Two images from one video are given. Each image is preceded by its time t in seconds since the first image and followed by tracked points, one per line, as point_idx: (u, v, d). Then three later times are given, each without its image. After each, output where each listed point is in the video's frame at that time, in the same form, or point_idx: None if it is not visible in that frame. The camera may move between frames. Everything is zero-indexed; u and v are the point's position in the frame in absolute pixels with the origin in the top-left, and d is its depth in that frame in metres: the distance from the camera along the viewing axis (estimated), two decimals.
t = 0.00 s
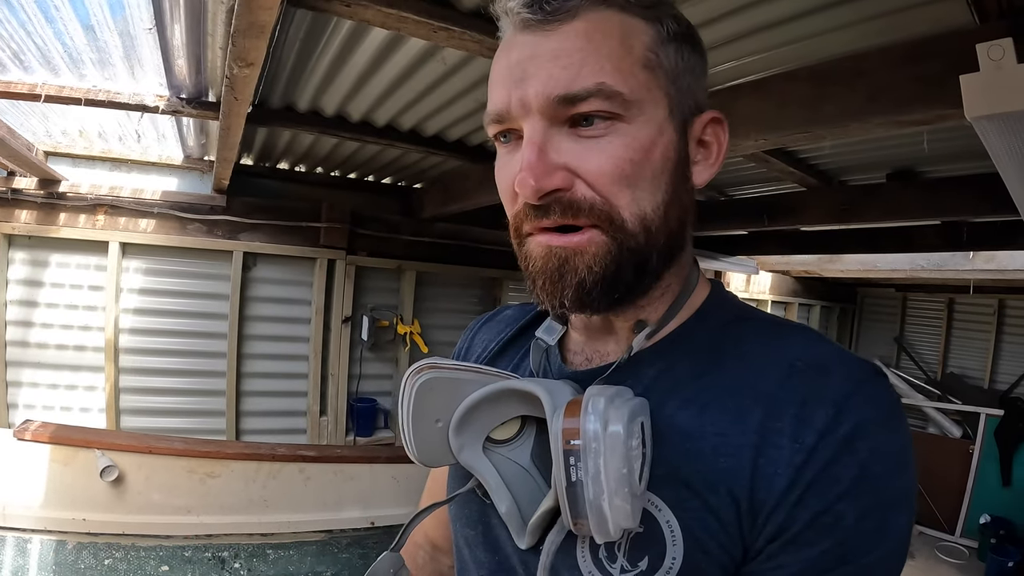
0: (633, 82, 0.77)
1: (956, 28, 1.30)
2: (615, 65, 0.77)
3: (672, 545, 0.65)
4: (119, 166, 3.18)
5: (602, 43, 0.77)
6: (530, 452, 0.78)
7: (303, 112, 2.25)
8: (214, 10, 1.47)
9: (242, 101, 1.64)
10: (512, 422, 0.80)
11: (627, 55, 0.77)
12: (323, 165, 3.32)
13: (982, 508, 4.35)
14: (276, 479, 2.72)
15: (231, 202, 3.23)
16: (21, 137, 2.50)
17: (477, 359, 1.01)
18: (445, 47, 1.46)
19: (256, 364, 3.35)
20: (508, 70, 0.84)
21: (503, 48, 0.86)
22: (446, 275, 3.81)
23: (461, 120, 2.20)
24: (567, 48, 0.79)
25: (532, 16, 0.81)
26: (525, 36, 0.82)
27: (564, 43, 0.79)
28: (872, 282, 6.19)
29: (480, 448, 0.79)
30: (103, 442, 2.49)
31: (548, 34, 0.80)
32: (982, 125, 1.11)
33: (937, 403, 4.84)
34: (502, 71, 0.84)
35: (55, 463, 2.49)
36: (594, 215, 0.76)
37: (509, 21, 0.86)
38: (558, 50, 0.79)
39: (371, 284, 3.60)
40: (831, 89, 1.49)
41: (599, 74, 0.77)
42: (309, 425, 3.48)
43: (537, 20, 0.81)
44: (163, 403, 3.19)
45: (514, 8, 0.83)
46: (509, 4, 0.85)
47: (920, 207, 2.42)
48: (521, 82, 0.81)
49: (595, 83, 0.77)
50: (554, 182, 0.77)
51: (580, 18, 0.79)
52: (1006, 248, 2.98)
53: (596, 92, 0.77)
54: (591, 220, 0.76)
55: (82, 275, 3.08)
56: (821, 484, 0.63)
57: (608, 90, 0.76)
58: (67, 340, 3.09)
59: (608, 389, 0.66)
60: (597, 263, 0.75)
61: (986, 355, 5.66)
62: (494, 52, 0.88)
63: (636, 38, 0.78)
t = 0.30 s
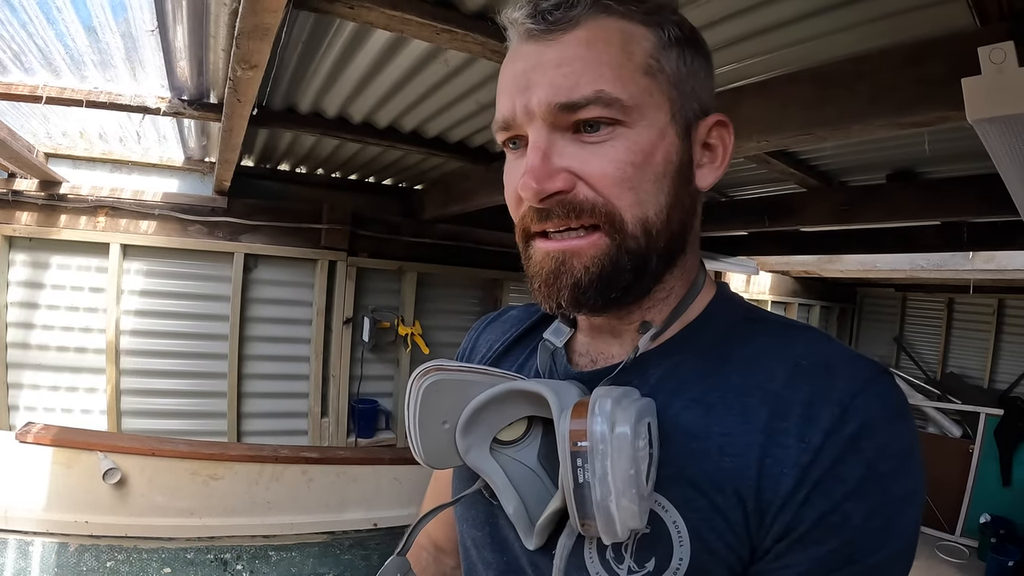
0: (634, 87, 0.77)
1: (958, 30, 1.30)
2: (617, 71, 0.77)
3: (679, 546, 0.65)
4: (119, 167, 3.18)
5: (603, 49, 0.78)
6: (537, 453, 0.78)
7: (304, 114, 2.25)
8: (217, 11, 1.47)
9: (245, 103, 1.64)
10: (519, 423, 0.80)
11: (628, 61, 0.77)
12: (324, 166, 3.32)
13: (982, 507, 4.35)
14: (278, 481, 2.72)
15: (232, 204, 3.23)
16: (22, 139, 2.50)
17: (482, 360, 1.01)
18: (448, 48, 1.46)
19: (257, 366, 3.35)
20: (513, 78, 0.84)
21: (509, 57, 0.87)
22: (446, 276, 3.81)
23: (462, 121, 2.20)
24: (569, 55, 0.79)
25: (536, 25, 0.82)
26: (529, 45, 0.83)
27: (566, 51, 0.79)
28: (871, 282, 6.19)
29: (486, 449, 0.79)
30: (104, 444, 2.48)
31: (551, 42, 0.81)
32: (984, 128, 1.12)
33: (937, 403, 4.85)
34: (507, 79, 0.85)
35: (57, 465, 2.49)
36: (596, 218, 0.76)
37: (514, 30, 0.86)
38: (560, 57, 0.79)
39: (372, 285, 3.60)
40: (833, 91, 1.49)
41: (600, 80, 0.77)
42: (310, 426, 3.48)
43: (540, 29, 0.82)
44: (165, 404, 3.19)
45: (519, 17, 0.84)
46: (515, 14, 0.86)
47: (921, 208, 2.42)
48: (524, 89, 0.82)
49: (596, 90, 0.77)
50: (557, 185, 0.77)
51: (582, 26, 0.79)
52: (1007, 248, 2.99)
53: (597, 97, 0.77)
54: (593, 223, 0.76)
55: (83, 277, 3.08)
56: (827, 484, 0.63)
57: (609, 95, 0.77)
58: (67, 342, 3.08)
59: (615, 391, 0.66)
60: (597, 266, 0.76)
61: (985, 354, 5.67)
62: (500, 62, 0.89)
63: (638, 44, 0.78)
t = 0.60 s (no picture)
0: (632, 90, 0.77)
1: (957, 32, 1.30)
2: (615, 73, 0.77)
3: (673, 550, 0.65)
4: (118, 170, 3.18)
5: (602, 52, 0.78)
6: (528, 455, 0.78)
7: (302, 116, 2.25)
8: (215, 15, 1.48)
9: (243, 106, 1.64)
10: (511, 425, 0.80)
11: (626, 64, 0.78)
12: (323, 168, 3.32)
13: (982, 506, 4.36)
14: (277, 483, 2.72)
15: (230, 206, 3.23)
16: (20, 141, 2.50)
17: (474, 363, 1.01)
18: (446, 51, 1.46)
19: (255, 368, 3.35)
20: (510, 77, 0.84)
21: (507, 57, 0.87)
22: (445, 277, 3.81)
23: (460, 123, 2.20)
24: (567, 57, 0.79)
25: (534, 26, 0.82)
26: (527, 45, 0.83)
27: (564, 53, 0.79)
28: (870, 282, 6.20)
29: (478, 451, 0.79)
30: (104, 447, 2.48)
31: (549, 43, 0.81)
32: (982, 130, 1.12)
33: (936, 404, 4.85)
34: (505, 78, 0.85)
35: (56, 467, 2.48)
36: (592, 219, 0.76)
37: (512, 31, 0.86)
38: (558, 59, 0.79)
39: (371, 287, 3.60)
40: (831, 93, 1.49)
41: (598, 82, 0.77)
42: (309, 428, 3.48)
43: (538, 30, 0.82)
44: (163, 407, 3.19)
45: (517, 18, 0.84)
46: (514, 15, 0.86)
47: (920, 209, 2.42)
48: (522, 89, 0.82)
49: (594, 91, 0.77)
50: (553, 186, 0.77)
51: (580, 28, 0.80)
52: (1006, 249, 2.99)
53: (594, 100, 0.77)
54: (589, 224, 0.76)
55: (81, 279, 3.08)
56: (821, 488, 0.63)
57: (606, 97, 0.77)
58: (66, 344, 3.08)
59: (608, 393, 0.66)
60: (592, 268, 0.76)
61: (985, 354, 5.67)
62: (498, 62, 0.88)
63: (636, 47, 0.79)
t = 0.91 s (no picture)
0: (640, 86, 0.78)
1: (955, 31, 1.30)
2: (624, 69, 0.78)
3: (665, 550, 0.65)
4: (116, 171, 3.17)
5: (611, 47, 0.78)
6: (522, 456, 0.78)
7: (300, 117, 2.25)
8: (213, 16, 1.48)
9: (240, 107, 1.64)
10: (505, 426, 0.80)
11: (634, 61, 0.78)
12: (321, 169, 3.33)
13: (982, 507, 4.41)
14: (276, 484, 2.72)
15: (229, 207, 3.23)
16: (18, 142, 2.49)
17: (468, 363, 1.02)
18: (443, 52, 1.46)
19: (254, 369, 3.34)
20: (516, 69, 0.83)
21: (510, 49, 0.86)
22: (444, 278, 3.81)
23: (458, 124, 2.20)
24: (576, 51, 0.79)
25: (541, 18, 0.82)
26: (534, 38, 0.83)
27: (573, 46, 0.79)
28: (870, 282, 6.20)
29: (472, 453, 0.79)
30: (103, 448, 2.48)
31: (557, 36, 0.81)
32: (981, 129, 1.12)
33: (935, 403, 4.87)
34: (509, 70, 0.84)
35: (55, 468, 2.48)
36: (600, 213, 0.75)
37: (516, 23, 0.86)
38: (567, 52, 0.79)
39: (369, 287, 3.60)
40: (829, 93, 1.49)
41: (608, 77, 0.77)
42: (308, 429, 3.48)
43: (546, 22, 0.82)
44: (162, 408, 3.19)
45: (523, 10, 0.84)
46: (518, 7, 0.85)
47: (918, 208, 2.42)
48: (529, 81, 0.81)
49: (603, 86, 0.77)
50: (561, 179, 0.77)
51: (588, 23, 0.80)
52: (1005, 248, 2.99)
53: (603, 94, 0.77)
54: (596, 219, 0.76)
55: (80, 280, 3.07)
56: (812, 489, 0.63)
57: (615, 93, 0.77)
58: (65, 345, 3.08)
59: (601, 395, 0.66)
60: (596, 263, 0.76)
61: (985, 353, 5.68)
62: (501, 54, 0.88)
63: (644, 44, 0.79)
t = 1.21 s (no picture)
0: (614, 92, 0.77)
1: (953, 30, 1.30)
2: (599, 76, 0.77)
3: (663, 549, 0.65)
4: (115, 171, 3.17)
5: (585, 55, 0.78)
6: (521, 455, 0.78)
7: (299, 117, 2.25)
8: (213, 16, 1.48)
9: (239, 106, 1.64)
10: (505, 425, 0.80)
11: (609, 66, 0.77)
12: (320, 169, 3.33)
13: (981, 507, 4.43)
14: (276, 484, 2.72)
15: (228, 207, 3.23)
16: (17, 142, 2.49)
17: (468, 361, 1.02)
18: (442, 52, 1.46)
19: (253, 369, 3.34)
20: (495, 83, 0.84)
21: (492, 62, 0.87)
22: (443, 278, 3.81)
23: (457, 124, 2.20)
24: (550, 61, 0.79)
25: (518, 30, 0.82)
26: (510, 50, 0.83)
27: (547, 56, 0.79)
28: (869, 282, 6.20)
29: (471, 451, 0.79)
30: (102, 448, 2.48)
31: (531, 47, 0.81)
32: (979, 127, 1.12)
33: (935, 403, 4.88)
34: (489, 84, 0.85)
35: (54, 469, 2.48)
36: (574, 223, 0.76)
37: (498, 36, 0.87)
38: (541, 62, 0.79)
39: (368, 287, 3.60)
40: (828, 91, 1.49)
41: (581, 86, 0.77)
42: (307, 429, 3.48)
43: (522, 34, 0.82)
44: (162, 408, 3.19)
45: (502, 23, 0.84)
46: (499, 19, 0.86)
47: (917, 207, 2.42)
48: (506, 94, 0.82)
49: (576, 95, 0.77)
50: (535, 190, 0.77)
51: (562, 31, 0.79)
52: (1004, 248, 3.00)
53: (575, 103, 0.77)
54: (571, 228, 0.76)
55: (79, 280, 3.07)
56: (811, 490, 0.64)
57: (588, 100, 0.76)
58: (64, 345, 3.08)
59: (599, 395, 0.66)
60: (573, 270, 0.76)
61: (984, 353, 5.68)
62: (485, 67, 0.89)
63: (621, 48, 0.78)
